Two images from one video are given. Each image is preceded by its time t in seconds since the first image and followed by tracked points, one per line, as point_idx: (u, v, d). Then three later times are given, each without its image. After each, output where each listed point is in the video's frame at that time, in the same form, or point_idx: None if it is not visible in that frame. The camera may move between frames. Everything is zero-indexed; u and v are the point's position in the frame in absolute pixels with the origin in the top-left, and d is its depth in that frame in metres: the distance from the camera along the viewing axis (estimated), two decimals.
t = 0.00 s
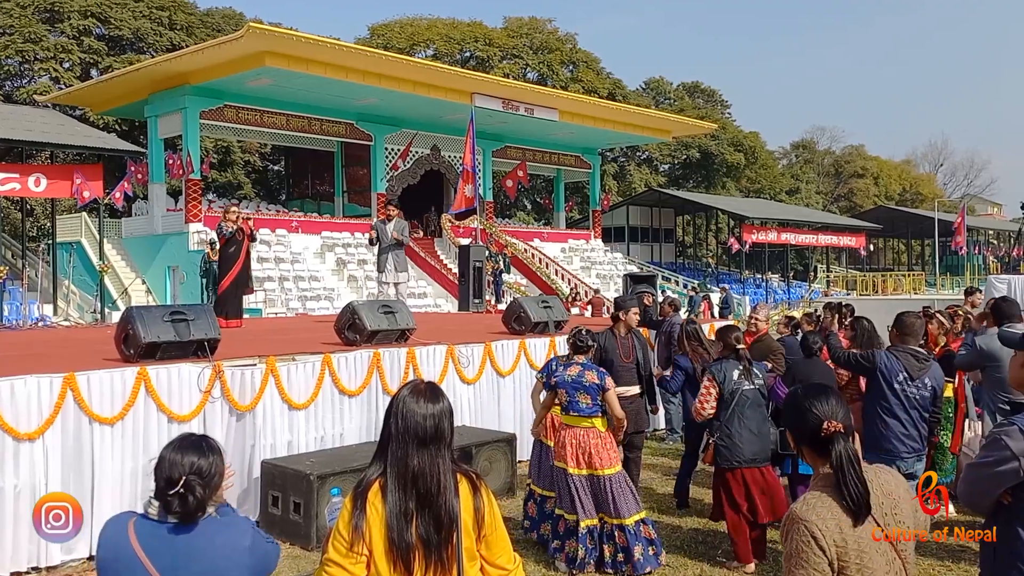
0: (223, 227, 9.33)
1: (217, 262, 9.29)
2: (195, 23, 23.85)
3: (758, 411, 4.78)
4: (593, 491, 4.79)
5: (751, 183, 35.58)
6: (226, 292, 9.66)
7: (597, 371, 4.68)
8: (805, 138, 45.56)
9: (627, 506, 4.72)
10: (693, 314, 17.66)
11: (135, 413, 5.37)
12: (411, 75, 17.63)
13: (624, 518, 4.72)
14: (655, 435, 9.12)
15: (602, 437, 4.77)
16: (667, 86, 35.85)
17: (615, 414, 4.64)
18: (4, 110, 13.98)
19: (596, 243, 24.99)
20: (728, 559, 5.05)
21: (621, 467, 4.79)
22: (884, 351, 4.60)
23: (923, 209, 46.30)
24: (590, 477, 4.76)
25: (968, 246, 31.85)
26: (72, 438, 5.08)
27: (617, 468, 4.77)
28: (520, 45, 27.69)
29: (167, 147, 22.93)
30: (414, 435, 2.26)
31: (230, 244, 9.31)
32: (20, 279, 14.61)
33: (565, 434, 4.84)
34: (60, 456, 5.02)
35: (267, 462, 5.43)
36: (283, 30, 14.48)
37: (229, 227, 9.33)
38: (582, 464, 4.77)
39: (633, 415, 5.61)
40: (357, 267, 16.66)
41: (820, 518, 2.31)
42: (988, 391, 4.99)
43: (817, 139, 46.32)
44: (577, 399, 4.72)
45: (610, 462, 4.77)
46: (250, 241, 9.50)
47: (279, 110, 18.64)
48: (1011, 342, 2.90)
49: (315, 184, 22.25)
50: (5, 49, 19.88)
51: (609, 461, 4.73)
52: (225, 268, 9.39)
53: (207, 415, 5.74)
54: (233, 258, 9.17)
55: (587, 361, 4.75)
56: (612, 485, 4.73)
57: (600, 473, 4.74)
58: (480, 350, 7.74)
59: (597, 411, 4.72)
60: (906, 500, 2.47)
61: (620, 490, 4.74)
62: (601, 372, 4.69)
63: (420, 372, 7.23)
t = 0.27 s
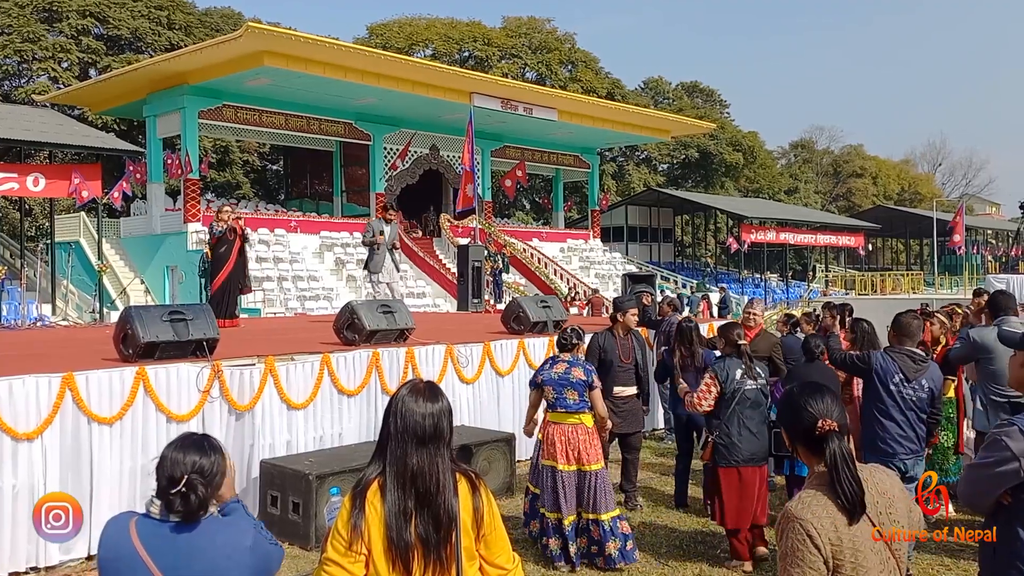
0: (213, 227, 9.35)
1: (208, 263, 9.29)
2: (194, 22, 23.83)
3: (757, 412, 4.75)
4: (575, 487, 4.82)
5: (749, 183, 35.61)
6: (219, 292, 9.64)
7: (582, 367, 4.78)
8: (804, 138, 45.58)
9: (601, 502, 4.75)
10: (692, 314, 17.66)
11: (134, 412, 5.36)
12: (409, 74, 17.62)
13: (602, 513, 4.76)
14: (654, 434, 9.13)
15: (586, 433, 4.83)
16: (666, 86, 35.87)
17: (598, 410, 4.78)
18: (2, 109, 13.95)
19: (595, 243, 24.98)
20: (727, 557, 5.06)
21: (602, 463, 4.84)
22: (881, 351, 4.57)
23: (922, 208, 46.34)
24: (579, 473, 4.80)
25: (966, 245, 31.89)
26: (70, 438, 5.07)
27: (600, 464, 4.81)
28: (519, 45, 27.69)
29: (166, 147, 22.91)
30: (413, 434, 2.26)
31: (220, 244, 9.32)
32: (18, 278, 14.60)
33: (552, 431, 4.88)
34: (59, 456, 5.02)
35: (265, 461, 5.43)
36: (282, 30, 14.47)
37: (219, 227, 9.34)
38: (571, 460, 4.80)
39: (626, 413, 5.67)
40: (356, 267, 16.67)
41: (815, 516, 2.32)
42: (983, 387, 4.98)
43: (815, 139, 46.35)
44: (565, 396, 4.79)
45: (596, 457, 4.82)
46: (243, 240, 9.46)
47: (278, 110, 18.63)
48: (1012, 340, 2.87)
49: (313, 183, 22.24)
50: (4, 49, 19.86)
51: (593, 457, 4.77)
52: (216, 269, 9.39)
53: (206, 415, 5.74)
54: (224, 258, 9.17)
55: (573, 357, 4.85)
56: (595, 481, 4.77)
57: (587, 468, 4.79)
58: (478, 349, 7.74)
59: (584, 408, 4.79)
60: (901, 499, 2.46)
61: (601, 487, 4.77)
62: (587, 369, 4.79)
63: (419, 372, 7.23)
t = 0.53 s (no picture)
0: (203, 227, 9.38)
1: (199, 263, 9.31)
2: (193, 22, 23.83)
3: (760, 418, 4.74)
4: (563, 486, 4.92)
5: (749, 183, 35.64)
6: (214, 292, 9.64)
7: (579, 370, 4.86)
8: (803, 138, 45.60)
9: (585, 499, 4.87)
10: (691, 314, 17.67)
11: (133, 413, 5.36)
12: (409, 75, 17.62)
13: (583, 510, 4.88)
14: (654, 435, 9.13)
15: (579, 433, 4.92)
16: (665, 86, 35.89)
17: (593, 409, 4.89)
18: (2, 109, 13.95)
19: (594, 243, 24.99)
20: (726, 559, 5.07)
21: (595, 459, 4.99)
22: (875, 354, 4.58)
23: (921, 208, 46.39)
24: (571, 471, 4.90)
25: (966, 246, 31.91)
26: (70, 438, 5.07)
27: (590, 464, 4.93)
28: (518, 45, 27.70)
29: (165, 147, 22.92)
30: (413, 434, 2.26)
31: (211, 244, 9.36)
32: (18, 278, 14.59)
33: (546, 433, 4.96)
34: (58, 455, 5.02)
35: (265, 462, 5.43)
36: (282, 30, 14.47)
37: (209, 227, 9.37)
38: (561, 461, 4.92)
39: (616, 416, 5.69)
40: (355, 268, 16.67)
41: (806, 514, 2.31)
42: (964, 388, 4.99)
43: (815, 140, 46.38)
44: (560, 398, 4.87)
45: (586, 457, 4.93)
46: (233, 240, 9.45)
47: (278, 110, 18.63)
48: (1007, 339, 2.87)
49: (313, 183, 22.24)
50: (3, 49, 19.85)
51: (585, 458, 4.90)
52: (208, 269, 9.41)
53: (205, 414, 5.74)
54: (216, 256, 9.19)
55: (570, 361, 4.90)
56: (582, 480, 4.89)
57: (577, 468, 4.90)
58: (478, 350, 7.74)
59: (579, 410, 4.87)
60: (895, 501, 2.46)
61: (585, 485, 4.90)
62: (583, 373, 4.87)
63: (419, 372, 7.22)
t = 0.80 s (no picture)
0: (196, 227, 9.39)
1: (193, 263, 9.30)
2: (192, 21, 23.81)
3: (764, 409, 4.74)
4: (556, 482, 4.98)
5: (748, 182, 35.65)
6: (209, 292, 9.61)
7: (566, 368, 4.88)
8: (802, 138, 45.59)
9: (574, 495, 4.94)
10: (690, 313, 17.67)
11: (132, 413, 5.36)
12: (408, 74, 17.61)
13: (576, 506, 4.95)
14: (653, 434, 9.12)
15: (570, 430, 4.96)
16: (664, 85, 35.87)
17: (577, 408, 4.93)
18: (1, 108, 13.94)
19: (593, 242, 24.98)
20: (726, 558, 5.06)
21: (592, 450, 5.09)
22: (871, 355, 4.46)
23: (920, 208, 46.39)
24: (559, 468, 4.95)
25: (965, 245, 31.91)
26: (70, 438, 5.08)
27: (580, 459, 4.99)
28: (517, 44, 27.69)
29: (164, 146, 22.90)
30: (412, 433, 2.26)
31: (204, 243, 9.36)
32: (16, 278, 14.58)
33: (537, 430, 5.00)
34: (57, 454, 5.01)
35: (264, 461, 5.42)
36: (281, 29, 14.46)
37: (202, 227, 9.38)
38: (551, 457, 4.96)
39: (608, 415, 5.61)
40: (354, 267, 16.67)
41: (791, 513, 2.31)
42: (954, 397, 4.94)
43: (813, 139, 46.37)
44: (547, 396, 4.90)
45: (576, 452, 4.99)
46: (226, 239, 9.45)
47: (277, 109, 18.62)
48: (1006, 337, 2.86)
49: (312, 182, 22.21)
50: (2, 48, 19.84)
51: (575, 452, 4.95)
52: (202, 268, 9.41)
53: (204, 414, 5.74)
54: (207, 254, 9.19)
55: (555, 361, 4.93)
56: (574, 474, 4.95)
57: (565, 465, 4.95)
58: (477, 349, 7.74)
59: (566, 407, 4.91)
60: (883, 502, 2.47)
61: (577, 481, 4.97)
62: (566, 370, 4.87)
63: (418, 371, 7.21)
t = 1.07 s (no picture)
0: (194, 227, 9.38)
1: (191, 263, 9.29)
2: (191, 20, 23.80)
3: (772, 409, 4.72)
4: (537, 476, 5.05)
5: (747, 181, 35.68)
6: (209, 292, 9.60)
7: (545, 367, 4.86)
8: (801, 137, 45.61)
9: (557, 490, 4.96)
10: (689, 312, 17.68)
11: (131, 412, 5.36)
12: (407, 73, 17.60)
13: (567, 501, 4.97)
14: (652, 433, 9.12)
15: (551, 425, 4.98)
16: (663, 84, 35.88)
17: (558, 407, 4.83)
18: None
19: (592, 241, 24.98)
20: (726, 558, 5.05)
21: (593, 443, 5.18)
22: (873, 356, 4.37)
23: (919, 207, 46.45)
24: (536, 463, 5.00)
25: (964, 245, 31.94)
26: (70, 438, 5.08)
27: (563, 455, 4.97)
28: (517, 43, 27.69)
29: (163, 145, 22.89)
30: (411, 433, 2.26)
31: (202, 243, 9.34)
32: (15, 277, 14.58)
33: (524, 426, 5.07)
34: (56, 453, 5.01)
35: (263, 460, 5.43)
36: (280, 28, 14.45)
37: (200, 226, 9.37)
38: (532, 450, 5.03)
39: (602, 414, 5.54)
40: (354, 266, 16.66)
41: (772, 512, 2.32)
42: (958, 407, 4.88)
43: (812, 138, 46.41)
44: (528, 393, 4.98)
45: (557, 449, 4.98)
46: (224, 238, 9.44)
47: (276, 108, 18.60)
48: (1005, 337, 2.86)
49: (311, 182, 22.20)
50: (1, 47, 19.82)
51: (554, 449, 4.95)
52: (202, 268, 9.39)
53: (203, 413, 5.74)
54: (206, 253, 9.17)
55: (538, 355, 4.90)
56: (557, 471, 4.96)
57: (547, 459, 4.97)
58: (476, 348, 7.74)
59: (546, 404, 4.94)
60: (868, 503, 2.43)
61: (564, 476, 4.98)
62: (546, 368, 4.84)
63: (417, 371, 7.22)
